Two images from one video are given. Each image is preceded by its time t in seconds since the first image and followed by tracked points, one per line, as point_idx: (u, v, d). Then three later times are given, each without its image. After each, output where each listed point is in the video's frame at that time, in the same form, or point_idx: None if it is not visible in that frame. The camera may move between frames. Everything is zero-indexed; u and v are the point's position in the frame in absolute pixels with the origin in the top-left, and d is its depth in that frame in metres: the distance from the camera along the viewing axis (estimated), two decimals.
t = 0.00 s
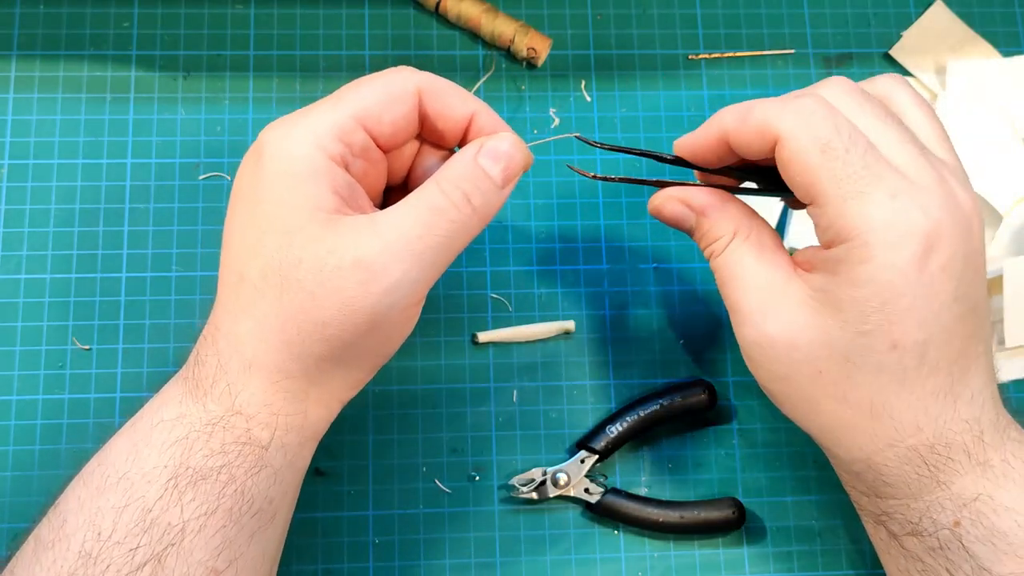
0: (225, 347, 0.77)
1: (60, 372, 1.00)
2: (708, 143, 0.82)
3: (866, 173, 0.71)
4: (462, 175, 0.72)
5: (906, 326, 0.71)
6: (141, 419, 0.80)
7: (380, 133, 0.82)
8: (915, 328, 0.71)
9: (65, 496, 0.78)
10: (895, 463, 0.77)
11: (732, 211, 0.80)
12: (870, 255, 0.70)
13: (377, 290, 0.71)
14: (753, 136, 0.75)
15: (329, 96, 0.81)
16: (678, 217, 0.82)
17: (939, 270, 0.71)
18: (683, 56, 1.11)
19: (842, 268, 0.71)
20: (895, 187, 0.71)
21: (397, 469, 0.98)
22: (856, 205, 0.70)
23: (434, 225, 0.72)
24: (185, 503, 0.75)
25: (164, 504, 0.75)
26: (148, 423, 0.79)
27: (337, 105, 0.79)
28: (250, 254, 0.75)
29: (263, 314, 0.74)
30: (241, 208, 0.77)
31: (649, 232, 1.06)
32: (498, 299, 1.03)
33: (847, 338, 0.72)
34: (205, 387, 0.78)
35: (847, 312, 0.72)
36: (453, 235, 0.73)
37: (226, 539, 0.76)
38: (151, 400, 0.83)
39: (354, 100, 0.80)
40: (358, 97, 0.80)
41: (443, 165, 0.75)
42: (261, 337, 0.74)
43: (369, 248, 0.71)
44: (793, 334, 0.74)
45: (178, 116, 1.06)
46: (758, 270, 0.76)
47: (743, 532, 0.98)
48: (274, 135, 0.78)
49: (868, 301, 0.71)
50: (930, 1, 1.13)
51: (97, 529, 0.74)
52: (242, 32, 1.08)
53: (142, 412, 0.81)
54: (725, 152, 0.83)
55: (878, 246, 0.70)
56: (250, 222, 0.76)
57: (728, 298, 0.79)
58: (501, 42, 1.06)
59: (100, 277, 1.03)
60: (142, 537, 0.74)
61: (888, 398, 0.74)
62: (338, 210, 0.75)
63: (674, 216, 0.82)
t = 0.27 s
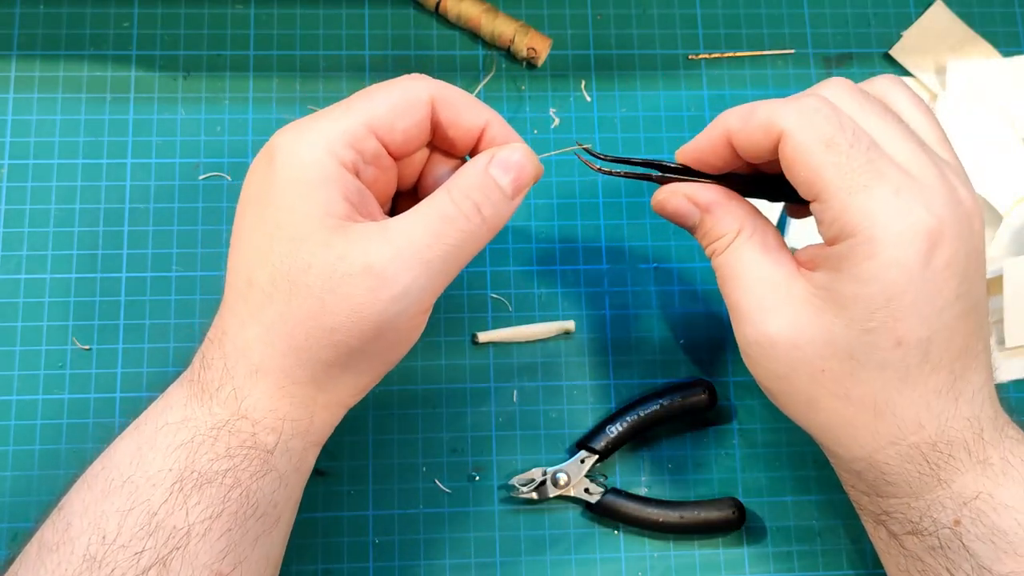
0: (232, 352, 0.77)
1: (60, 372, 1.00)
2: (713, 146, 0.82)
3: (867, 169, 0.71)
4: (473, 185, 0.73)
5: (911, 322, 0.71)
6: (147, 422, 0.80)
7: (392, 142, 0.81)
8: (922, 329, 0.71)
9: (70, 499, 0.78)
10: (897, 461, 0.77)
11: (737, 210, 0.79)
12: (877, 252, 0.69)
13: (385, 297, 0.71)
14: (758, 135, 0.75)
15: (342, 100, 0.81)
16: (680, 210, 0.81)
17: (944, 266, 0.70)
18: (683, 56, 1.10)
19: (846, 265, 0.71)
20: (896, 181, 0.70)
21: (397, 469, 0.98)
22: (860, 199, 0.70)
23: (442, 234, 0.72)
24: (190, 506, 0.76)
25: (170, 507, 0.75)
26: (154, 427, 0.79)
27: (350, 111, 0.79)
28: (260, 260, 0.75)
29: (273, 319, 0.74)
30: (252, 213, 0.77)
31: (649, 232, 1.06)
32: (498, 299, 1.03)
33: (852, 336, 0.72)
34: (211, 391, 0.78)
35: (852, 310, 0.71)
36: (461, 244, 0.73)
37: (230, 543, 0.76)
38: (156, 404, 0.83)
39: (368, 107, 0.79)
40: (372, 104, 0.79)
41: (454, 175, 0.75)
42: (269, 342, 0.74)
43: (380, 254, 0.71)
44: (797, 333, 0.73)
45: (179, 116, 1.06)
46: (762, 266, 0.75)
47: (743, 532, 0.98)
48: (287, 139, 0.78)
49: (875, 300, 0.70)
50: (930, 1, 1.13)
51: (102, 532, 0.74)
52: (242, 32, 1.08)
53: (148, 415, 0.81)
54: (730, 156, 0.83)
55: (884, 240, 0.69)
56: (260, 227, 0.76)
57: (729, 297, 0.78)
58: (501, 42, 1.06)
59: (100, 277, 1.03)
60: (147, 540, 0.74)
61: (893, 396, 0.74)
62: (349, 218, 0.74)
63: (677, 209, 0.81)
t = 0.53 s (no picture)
0: (236, 356, 0.76)
1: (60, 372, 1.00)
2: (732, 146, 0.82)
3: (885, 161, 0.71)
4: (476, 188, 0.72)
5: (918, 320, 0.70)
6: (148, 425, 0.80)
7: (393, 142, 0.81)
8: (929, 328, 0.71)
9: (71, 501, 0.78)
10: (912, 458, 0.76)
11: (756, 203, 0.77)
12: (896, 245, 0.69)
13: (390, 302, 0.71)
14: (777, 130, 0.76)
15: (342, 102, 0.81)
16: (699, 200, 0.79)
17: (962, 261, 0.70)
18: (683, 56, 1.10)
19: (863, 257, 0.70)
20: (915, 175, 0.71)
21: (397, 469, 0.98)
22: (879, 191, 0.70)
23: (446, 238, 0.72)
24: (194, 508, 0.76)
25: (173, 510, 0.75)
26: (156, 430, 0.79)
27: (351, 114, 0.79)
28: (266, 265, 0.74)
29: (280, 326, 0.74)
30: (255, 217, 0.76)
31: (649, 232, 1.06)
32: (498, 299, 1.03)
33: (871, 329, 0.70)
34: (214, 393, 0.78)
35: (870, 303, 0.70)
36: (465, 246, 0.73)
37: (234, 544, 0.76)
38: (156, 405, 0.83)
39: (369, 109, 0.79)
40: (373, 106, 0.79)
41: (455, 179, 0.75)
42: (275, 348, 0.74)
43: (385, 258, 0.71)
44: (815, 325, 0.72)
45: (179, 116, 1.06)
46: (781, 259, 0.74)
47: (743, 532, 0.98)
48: (289, 143, 0.77)
49: (893, 292, 0.69)
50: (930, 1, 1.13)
51: (105, 535, 0.74)
52: (242, 33, 1.08)
53: (149, 417, 0.81)
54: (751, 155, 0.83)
55: (903, 233, 0.69)
56: (264, 231, 0.75)
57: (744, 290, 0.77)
58: (501, 42, 1.06)
59: (100, 277, 1.03)
60: (151, 542, 0.74)
61: (911, 389, 0.73)
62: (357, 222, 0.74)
63: (697, 199, 0.79)
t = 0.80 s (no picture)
0: (250, 368, 0.75)
1: (60, 372, 1.00)
2: (771, 133, 0.81)
3: (928, 153, 0.71)
4: (476, 186, 0.73)
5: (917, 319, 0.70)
6: (154, 431, 0.79)
7: (393, 146, 0.77)
8: (929, 327, 0.71)
9: (75, 505, 0.77)
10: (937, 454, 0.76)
11: (792, 193, 0.77)
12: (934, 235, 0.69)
13: (390, 303, 0.71)
14: (816, 120, 0.76)
15: (337, 102, 0.76)
16: (736, 185, 0.78)
17: (1000, 255, 0.70)
18: (683, 56, 1.11)
19: (900, 247, 0.71)
20: (959, 166, 0.71)
21: (398, 469, 0.98)
22: (921, 183, 0.70)
23: (453, 239, 0.73)
24: (204, 516, 0.76)
25: (182, 517, 0.75)
26: (162, 437, 0.78)
27: (349, 118, 0.74)
28: (276, 277, 0.72)
29: (292, 338, 0.73)
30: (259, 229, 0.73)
31: (649, 232, 1.06)
32: (498, 299, 1.03)
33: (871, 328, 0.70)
34: (225, 403, 0.77)
35: (904, 293, 0.70)
36: (470, 247, 0.74)
37: (243, 549, 0.77)
38: (159, 409, 0.81)
39: (367, 113, 0.74)
40: (372, 109, 0.74)
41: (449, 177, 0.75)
42: (291, 361, 0.74)
43: (392, 262, 0.71)
44: (846, 313, 0.72)
45: (178, 116, 1.06)
46: (816, 248, 0.74)
47: (743, 532, 0.98)
48: (288, 151, 0.73)
49: (927, 283, 0.70)
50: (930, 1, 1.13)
51: (112, 541, 0.74)
52: (242, 33, 1.08)
53: (153, 423, 0.79)
54: (789, 144, 0.82)
55: (944, 222, 0.69)
56: (271, 244, 0.72)
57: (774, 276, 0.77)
58: (501, 42, 1.06)
59: (100, 277, 1.03)
60: (159, 549, 0.74)
61: (939, 385, 0.73)
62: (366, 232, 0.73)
63: (733, 184, 0.78)
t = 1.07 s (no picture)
0: (261, 375, 0.75)
1: (60, 372, 1.00)
2: (794, 125, 0.82)
3: (945, 149, 0.72)
4: (475, 186, 0.74)
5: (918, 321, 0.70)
6: (158, 435, 0.78)
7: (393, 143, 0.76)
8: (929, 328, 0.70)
9: (76, 508, 0.76)
10: (946, 452, 0.76)
11: (809, 185, 0.77)
12: (951, 231, 0.70)
13: (392, 306, 0.72)
14: (837, 113, 0.77)
15: (334, 102, 0.75)
16: (754, 174, 0.78)
17: (1016, 251, 0.70)
18: (683, 56, 1.10)
19: (916, 243, 0.71)
20: (978, 163, 0.71)
21: (398, 469, 0.98)
22: (937, 177, 0.71)
23: (457, 240, 0.74)
24: (210, 520, 0.76)
25: (188, 521, 0.75)
26: (167, 441, 0.77)
27: (350, 119, 0.73)
28: (286, 285, 0.72)
29: (302, 343, 0.73)
30: (264, 237, 0.72)
31: (649, 232, 1.06)
32: (498, 299, 1.03)
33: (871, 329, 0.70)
34: (233, 410, 0.77)
35: (918, 288, 0.70)
36: (473, 246, 0.75)
37: (249, 552, 0.77)
38: (160, 412, 0.80)
39: (366, 113, 0.74)
40: (371, 108, 0.74)
41: (446, 177, 0.76)
42: (296, 363, 0.74)
43: (396, 266, 0.71)
44: (860, 306, 0.72)
45: (178, 116, 1.06)
46: (832, 241, 0.74)
47: (743, 532, 0.98)
48: (290, 155, 0.72)
49: (942, 279, 0.70)
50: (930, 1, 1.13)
51: (116, 545, 0.74)
52: (242, 33, 1.08)
53: (155, 428, 0.78)
54: (809, 136, 0.83)
55: (959, 217, 0.69)
56: (279, 251, 0.72)
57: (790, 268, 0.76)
58: (501, 42, 1.06)
59: (100, 277, 1.03)
60: (165, 552, 0.74)
61: (950, 381, 0.72)
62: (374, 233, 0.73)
63: (750, 172, 0.78)
